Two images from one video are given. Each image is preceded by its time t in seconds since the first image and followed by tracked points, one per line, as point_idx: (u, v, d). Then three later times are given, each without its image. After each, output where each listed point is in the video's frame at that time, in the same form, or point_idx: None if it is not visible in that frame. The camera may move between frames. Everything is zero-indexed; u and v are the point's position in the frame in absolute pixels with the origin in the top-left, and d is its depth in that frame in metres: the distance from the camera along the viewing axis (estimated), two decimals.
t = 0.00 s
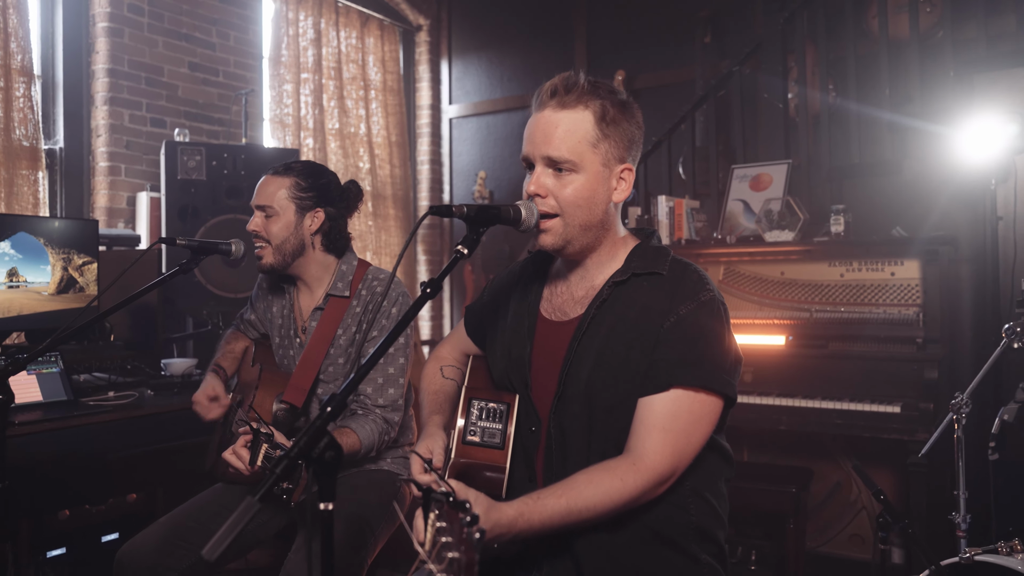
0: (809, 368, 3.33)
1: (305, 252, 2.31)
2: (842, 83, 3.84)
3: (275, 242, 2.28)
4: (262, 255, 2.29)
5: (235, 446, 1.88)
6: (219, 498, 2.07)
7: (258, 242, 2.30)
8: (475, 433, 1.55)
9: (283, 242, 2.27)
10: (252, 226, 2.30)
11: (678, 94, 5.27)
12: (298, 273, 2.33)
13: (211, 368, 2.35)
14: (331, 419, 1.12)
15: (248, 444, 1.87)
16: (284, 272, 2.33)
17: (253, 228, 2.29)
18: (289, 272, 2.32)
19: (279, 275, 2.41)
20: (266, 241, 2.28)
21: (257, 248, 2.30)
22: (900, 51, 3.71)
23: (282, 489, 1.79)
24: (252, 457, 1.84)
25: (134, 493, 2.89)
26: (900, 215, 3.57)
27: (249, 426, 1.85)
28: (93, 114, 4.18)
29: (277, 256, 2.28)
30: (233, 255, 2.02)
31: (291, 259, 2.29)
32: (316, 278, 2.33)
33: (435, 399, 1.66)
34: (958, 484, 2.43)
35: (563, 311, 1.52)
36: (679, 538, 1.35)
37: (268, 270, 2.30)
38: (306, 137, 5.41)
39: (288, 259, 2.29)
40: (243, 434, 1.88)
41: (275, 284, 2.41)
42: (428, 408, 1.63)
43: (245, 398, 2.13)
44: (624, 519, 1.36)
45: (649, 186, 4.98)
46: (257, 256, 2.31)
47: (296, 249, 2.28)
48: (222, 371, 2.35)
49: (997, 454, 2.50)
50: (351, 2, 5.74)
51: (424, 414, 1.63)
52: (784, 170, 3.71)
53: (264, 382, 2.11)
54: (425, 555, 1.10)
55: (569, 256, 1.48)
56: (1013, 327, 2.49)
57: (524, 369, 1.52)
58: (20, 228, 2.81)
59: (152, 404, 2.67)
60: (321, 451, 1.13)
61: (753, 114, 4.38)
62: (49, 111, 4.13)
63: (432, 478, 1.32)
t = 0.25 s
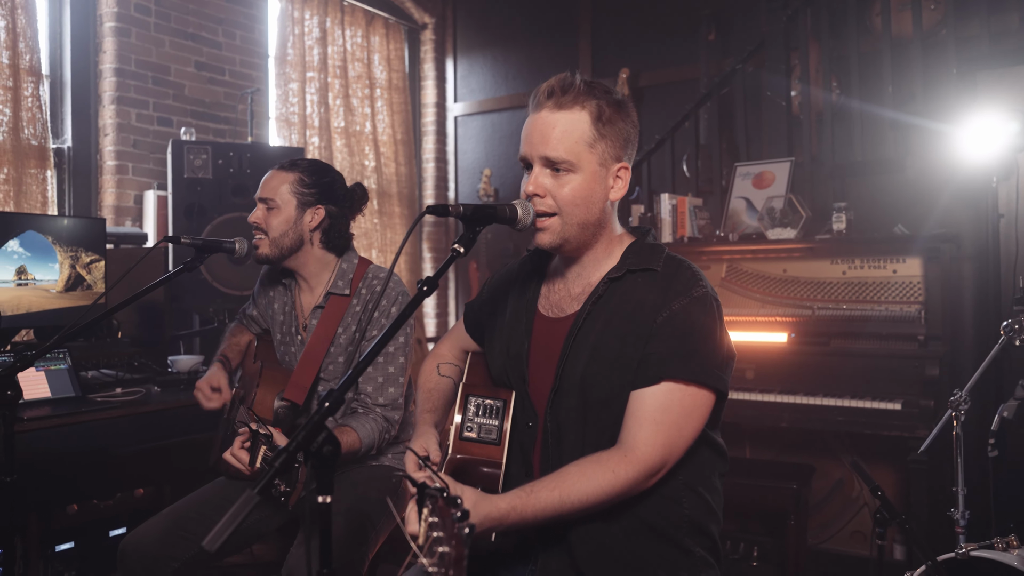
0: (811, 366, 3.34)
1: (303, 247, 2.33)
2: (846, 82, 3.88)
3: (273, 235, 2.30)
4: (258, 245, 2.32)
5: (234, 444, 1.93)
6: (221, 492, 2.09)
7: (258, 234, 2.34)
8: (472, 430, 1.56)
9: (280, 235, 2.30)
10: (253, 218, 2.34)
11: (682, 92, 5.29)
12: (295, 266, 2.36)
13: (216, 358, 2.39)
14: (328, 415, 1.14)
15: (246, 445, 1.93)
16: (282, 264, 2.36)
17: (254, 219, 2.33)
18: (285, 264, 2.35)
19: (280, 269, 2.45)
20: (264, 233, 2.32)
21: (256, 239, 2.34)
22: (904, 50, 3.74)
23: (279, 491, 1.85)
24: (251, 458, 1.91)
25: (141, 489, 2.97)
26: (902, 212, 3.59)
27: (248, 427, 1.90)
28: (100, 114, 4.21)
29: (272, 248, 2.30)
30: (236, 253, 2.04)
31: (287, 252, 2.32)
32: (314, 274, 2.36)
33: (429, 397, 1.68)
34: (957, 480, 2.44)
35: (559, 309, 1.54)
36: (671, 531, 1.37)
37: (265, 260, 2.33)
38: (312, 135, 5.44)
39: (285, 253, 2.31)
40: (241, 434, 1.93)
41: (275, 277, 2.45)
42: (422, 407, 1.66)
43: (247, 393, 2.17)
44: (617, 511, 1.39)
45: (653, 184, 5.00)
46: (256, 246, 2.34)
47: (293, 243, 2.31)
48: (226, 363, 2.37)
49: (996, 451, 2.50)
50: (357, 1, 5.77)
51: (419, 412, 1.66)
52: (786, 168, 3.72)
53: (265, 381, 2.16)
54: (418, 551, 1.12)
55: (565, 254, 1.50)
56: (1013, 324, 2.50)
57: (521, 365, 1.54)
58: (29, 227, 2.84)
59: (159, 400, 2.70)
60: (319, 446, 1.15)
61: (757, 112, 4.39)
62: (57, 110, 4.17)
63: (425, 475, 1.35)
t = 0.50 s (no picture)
0: (804, 364, 3.36)
1: (302, 246, 2.35)
2: (838, 79, 3.90)
3: (272, 234, 2.33)
4: (258, 244, 2.35)
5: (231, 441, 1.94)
6: (219, 491, 2.11)
7: (257, 234, 2.36)
8: (465, 429, 1.57)
9: (280, 234, 2.32)
10: (254, 217, 2.36)
11: (677, 92, 5.32)
12: (294, 266, 2.38)
13: (212, 365, 2.42)
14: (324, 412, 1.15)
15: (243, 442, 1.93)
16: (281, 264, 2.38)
17: (254, 218, 2.36)
18: (284, 264, 2.37)
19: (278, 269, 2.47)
20: (262, 233, 2.34)
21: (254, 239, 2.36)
22: (895, 50, 3.77)
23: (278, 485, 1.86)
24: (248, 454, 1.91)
25: (139, 488, 2.98)
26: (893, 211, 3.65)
27: (245, 423, 1.91)
28: (97, 115, 4.23)
29: (271, 247, 2.33)
30: (232, 254, 2.06)
31: (286, 251, 2.34)
32: (312, 274, 2.37)
33: (422, 402, 1.70)
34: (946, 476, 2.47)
35: (550, 309, 1.56)
36: (661, 525, 1.40)
37: (264, 259, 2.35)
38: (308, 136, 5.46)
39: (284, 252, 2.34)
40: (238, 431, 1.93)
41: (274, 276, 2.47)
42: (414, 416, 1.67)
43: (245, 394, 2.20)
44: (609, 507, 1.41)
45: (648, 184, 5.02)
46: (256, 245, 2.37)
47: (293, 242, 2.33)
48: (222, 370, 2.41)
49: (985, 448, 2.53)
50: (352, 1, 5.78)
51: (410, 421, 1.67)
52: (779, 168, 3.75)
53: (263, 382, 2.19)
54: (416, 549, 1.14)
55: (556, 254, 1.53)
56: (1001, 322, 2.53)
57: (513, 365, 1.56)
58: (25, 228, 2.86)
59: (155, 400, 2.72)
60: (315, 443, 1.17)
61: (751, 112, 4.42)
62: (53, 112, 4.18)
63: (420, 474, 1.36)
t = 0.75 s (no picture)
0: (798, 360, 3.40)
1: (304, 246, 2.38)
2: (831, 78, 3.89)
3: (274, 237, 2.35)
4: (259, 247, 2.37)
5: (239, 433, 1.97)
6: (222, 488, 2.14)
7: (257, 238, 2.38)
8: (466, 426, 1.60)
9: (282, 237, 2.35)
10: (254, 220, 2.38)
11: (672, 91, 5.35)
12: (296, 266, 2.41)
13: (216, 353, 2.45)
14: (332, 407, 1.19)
15: (251, 432, 1.97)
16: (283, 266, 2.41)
17: (255, 221, 2.38)
18: (287, 266, 2.40)
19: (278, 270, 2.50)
20: (264, 237, 2.36)
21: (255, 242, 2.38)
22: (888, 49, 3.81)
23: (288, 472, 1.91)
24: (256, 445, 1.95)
25: (140, 486, 3.02)
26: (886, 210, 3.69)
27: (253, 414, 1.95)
28: (95, 114, 4.24)
29: (274, 249, 2.35)
30: (236, 253, 2.09)
31: (289, 253, 2.36)
32: (314, 272, 2.41)
33: (424, 402, 1.72)
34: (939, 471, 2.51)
35: (548, 306, 1.59)
36: (659, 517, 1.43)
37: (267, 262, 2.37)
38: (305, 135, 5.48)
39: (287, 254, 2.36)
40: (245, 422, 1.97)
41: (277, 278, 2.49)
42: (413, 419, 1.69)
43: (249, 390, 2.22)
44: (607, 502, 1.44)
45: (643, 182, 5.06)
46: (257, 249, 2.39)
47: (294, 244, 2.36)
48: (226, 359, 2.43)
49: (977, 443, 2.57)
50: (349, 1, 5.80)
51: (410, 425, 1.69)
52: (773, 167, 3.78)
53: (267, 376, 2.19)
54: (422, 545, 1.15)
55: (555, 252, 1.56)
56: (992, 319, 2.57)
57: (512, 361, 1.59)
58: (26, 228, 2.88)
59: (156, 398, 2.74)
60: (323, 437, 1.20)
61: (746, 111, 4.46)
62: (52, 111, 4.20)
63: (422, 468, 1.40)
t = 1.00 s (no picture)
0: (795, 359, 3.44)
1: (305, 250, 2.41)
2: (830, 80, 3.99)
3: (277, 241, 2.38)
4: (264, 252, 2.39)
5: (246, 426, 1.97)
6: (229, 483, 2.17)
7: (260, 241, 2.40)
8: (470, 421, 1.65)
9: (284, 241, 2.38)
10: (255, 225, 2.41)
11: (671, 91, 5.39)
12: (300, 268, 2.44)
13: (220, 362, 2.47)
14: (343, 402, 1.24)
15: (258, 425, 1.98)
16: (287, 269, 2.44)
17: (256, 226, 2.41)
18: (290, 269, 2.44)
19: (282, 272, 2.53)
20: (268, 240, 2.38)
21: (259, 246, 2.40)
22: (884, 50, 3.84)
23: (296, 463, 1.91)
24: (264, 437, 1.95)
25: (143, 482, 3.05)
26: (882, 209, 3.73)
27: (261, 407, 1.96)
28: (97, 113, 4.27)
29: (278, 254, 2.38)
30: (242, 252, 2.12)
31: (292, 257, 2.40)
32: (317, 273, 2.45)
33: (427, 400, 1.75)
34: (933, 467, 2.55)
35: (550, 304, 1.63)
36: (659, 510, 1.47)
37: (272, 267, 2.41)
38: (306, 134, 5.51)
39: (290, 258, 2.40)
40: (253, 414, 1.98)
41: (281, 281, 2.53)
42: (417, 415, 1.72)
43: (255, 387, 2.28)
44: (608, 496, 1.48)
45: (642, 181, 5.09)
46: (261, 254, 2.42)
47: (297, 248, 2.39)
48: (230, 366, 2.46)
49: (970, 439, 2.61)
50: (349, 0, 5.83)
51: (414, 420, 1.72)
52: (770, 166, 3.82)
53: (274, 372, 2.27)
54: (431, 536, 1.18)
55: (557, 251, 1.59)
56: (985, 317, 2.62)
57: (515, 358, 1.63)
58: (32, 226, 2.91)
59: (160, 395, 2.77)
60: (333, 430, 1.24)
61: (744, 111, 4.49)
62: (54, 110, 4.22)
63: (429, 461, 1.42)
